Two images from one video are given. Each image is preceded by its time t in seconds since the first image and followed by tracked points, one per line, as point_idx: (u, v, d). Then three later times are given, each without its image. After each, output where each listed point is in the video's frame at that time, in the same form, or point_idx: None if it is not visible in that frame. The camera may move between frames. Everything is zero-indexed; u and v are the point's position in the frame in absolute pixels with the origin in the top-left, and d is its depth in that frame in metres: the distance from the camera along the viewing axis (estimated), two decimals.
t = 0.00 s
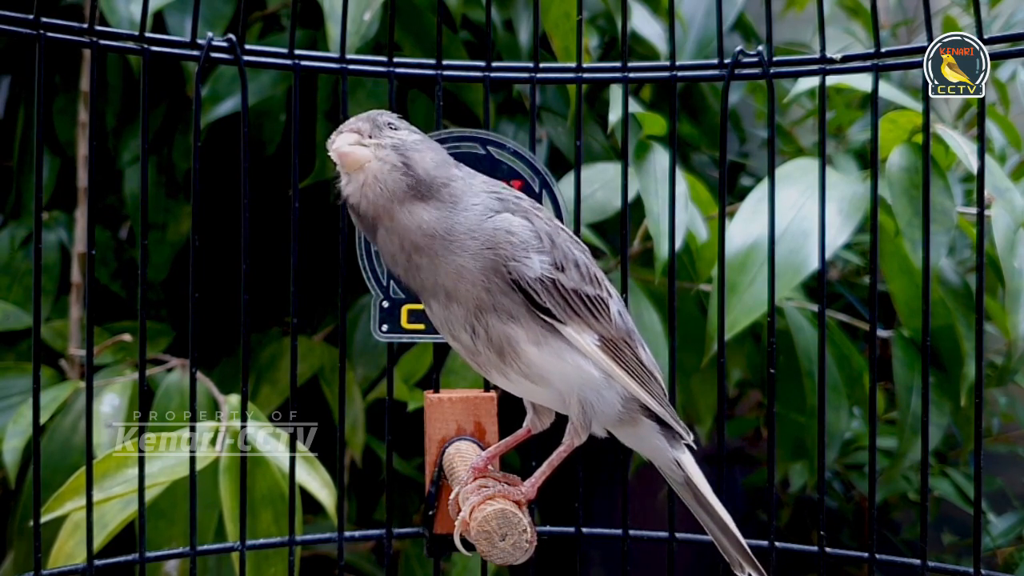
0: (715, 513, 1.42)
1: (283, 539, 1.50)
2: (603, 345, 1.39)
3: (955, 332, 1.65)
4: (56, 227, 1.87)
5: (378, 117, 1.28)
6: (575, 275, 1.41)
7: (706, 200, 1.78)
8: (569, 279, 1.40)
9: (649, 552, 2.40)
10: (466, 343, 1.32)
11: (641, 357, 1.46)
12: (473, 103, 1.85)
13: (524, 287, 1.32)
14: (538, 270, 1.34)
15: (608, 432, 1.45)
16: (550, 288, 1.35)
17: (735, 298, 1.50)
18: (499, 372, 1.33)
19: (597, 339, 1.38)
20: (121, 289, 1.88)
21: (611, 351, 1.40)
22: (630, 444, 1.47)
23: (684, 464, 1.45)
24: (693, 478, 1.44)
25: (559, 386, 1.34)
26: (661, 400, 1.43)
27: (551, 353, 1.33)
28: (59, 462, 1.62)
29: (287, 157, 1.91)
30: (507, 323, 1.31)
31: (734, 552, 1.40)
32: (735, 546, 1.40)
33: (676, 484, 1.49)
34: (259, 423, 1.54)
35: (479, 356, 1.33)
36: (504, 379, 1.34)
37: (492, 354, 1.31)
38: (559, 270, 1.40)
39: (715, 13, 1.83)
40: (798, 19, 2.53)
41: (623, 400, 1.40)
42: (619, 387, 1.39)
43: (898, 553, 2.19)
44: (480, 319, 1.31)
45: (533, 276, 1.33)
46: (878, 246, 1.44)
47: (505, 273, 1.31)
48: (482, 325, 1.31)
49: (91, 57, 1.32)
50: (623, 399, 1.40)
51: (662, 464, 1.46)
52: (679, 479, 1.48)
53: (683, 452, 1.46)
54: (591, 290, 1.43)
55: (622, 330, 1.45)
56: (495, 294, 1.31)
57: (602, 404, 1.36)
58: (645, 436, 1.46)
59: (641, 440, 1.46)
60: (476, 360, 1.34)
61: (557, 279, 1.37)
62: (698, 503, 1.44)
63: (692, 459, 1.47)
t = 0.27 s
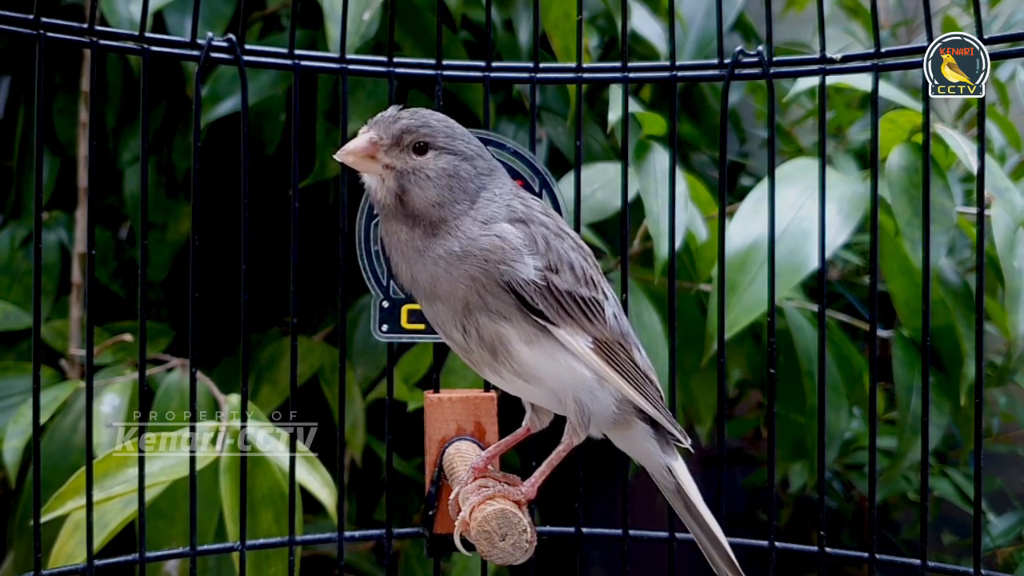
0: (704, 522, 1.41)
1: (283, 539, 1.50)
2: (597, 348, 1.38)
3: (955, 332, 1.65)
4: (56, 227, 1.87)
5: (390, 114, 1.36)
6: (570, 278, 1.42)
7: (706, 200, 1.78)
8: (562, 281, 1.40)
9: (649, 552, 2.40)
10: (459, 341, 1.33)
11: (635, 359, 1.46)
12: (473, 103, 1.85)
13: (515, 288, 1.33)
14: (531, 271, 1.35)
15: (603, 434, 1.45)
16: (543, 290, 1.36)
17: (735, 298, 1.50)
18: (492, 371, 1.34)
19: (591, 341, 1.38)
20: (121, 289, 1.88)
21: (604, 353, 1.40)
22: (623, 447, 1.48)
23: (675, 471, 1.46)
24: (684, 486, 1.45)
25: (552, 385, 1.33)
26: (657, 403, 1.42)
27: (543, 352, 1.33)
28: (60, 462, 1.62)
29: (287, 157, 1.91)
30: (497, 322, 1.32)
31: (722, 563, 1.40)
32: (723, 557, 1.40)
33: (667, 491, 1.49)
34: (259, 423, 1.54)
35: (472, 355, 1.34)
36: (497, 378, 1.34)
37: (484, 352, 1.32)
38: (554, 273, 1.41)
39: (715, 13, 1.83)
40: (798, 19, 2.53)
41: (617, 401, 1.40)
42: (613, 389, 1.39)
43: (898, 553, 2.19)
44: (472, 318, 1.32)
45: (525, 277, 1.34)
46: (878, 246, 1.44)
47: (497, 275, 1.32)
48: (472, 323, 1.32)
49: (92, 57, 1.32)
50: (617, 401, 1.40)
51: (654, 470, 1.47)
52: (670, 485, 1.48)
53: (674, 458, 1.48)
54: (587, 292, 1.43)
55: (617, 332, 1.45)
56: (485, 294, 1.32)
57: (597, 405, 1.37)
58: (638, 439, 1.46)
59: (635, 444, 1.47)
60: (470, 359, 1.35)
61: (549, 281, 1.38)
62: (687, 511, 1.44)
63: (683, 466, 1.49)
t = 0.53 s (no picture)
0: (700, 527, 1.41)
1: (283, 539, 1.50)
2: (595, 349, 1.38)
3: (955, 332, 1.65)
4: (56, 227, 1.88)
5: (383, 126, 1.36)
6: (568, 280, 1.42)
7: (706, 200, 1.78)
8: (561, 283, 1.40)
9: (650, 552, 2.40)
10: (456, 341, 1.34)
11: (635, 361, 1.46)
12: (473, 104, 1.85)
13: (512, 288, 1.33)
14: (528, 274, 1.35)
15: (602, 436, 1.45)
16: (541, 291, 1.36)
17: (735, 298, 1.50)
18: (491, 371, 1.33)
19: (589, 343, 1.38)
20: (121, 289, 1.88)
21: (602, 354, 1.40)
22: (620, 448, 1.47)
23: (672, 474, 1.45)
24: (680, 489, 1.44)
25: (549, 386, 1.33)
26: (656, 405, 1.41)
27: (540, 353, 1.33)
28: (60, 462, 1.62)
29: (287, 157, 1.91)
30: (494, 321, 1.31)
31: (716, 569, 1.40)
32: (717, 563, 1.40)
33: (663, 494, 1.49)
34: (259, 423, 1.54)
35: (470, 355, 1.34)
36: (495, 378, 1.34)
37: (481, 352, 1.32)
38: (552, 275, 1.41)
39: (715, 13, 1.83)
40: (798, 19, 2.52)
41: (615, 402, 1.39)
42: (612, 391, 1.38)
43: (898, 553, 2.19)
44: (467, 318, 1.32)
45: (522, 277, 1.34)
46: (878, 246, 1.44)
47: (493, 277, 1.33)
48: (469, 323, 1.32)
49: (91, 57, 1.32)
50: (615, 402, 1.39)
51: (651, 473, 1.47)
52: (667, 489, 1.48)
53: (671, 462, 1.47)
54: (586, 294, 1.43)
55: (616, 333, 1.45)
56: (482, 294, 1.32)
57: (596, 406, 1.36)
58: (636, 441, 1.46)
59: (633, 446, 1.46)
60: (468, 358, 1.35)
61: (547, 282, 1.38)
62: (683, 515, 1.44)
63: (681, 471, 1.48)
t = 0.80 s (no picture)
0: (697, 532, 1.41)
1: (283, 539, 1.50)
2: (596, 350, 1.38)
3: (955, 332, 1.65)
4: (56, 227, 1.87)
5: (384, 121, 1.36)
6: (571, 279, 1.42)
7: (706, 200, 1.78)
8: (563, 282, 1.40)
9: (650, 552, 2.40)
10: (457, 339, 1.34)
11: (636, 362, 1.45)
12: (473, 104, 1.85)
13: (513, 287, 1.33)
14: (529, 272, 1.35)
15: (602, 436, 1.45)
16: (542, 290, 1.36)
17: (735, 298, 1.50)
18: (491, 370, 1.34)
19: (590, 343, 1.38)
20: (121, 289, 1.88)
21: (603, 355, 1.39)
22: (619, 450, 1.47)
23: (670, 477, 1.46)
24: (678, 492, 1.44)
25: (549, 386, 1.33)
26: (656, 407, 1.40)
27: (541, 352, 1.33)
28: (59, 462, 1.62)
29: (287, 158, 1.91)
30: (494, 321, 1.32)
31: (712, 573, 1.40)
32: (713, 567, 1.40)
33: (661, 497, 1.49)
34: (259, 423, 1.54)
35: (471, 353, 1.34)
36: (496, 376, 1.34)
37: (482, 350, 1.32)
38: (555, 273, 1.41)
39: (715, 13, 1.83)
40: (798, 19, 2.52)
41: (616, 403, 1.39)
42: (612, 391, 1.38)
43: (898, 553, 2.19)
44: (468, 316, 1.32)
45: (524, 277, 1.34)
46: (878, 246, 1.44)
47: (494, 275, 1.33)
48: (469, 321, 1.32)
49: (91, 57, 1.32)
50: (616, 403, 1.39)
51: (649, 475, 1.47)
52: (665, 492, 1.48)
53: (670, 464, 1.47)
54: (588, 293, 1.43)
55: (617, 334, 1.45)
56: (483, 293, 1.33)
57: (596, 406, 1.36)
58: (635, 442, 1.45)
59: (631, 448, 1.46)
60: (468, 356, 1.35)
61: (549, 280, 1.38)
62: (680, 518, 1.44)
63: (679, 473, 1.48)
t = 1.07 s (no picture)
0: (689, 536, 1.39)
1: (283, 539, 1.50)
2: (591, 351, 1.38)
3: (955, 332, 1.65)
4: (56, 227, 1.87)
5: (416, 108, 1.34)
6: (567, 280, 1.42)
7: (706, 200, 1.78)
8: (559, 283, 1.40)
9: (650, 552, 2.40)
10: (451, 334, 1.34)
11: (632, 365, 1.45)
12: (473, 104, 1.85)
13: (508, 286, 1.33)
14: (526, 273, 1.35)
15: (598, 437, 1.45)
16: (538, 291, 1.36)
17: (735, 298, 1.50)
18: (483, 366, 1.34)
19: (585, 344, 1.38)
20: (121, 289, 1.88)
21: (599, 357, 1.40)
22: (614, 450, 1.47)
23: (664, 478, 1.44)
24: (671, 494, 1.42)
25: (543, 385, 1.33)
26: (652, 410, 1.40)
27: (535, 351, 1.33)
28: (59, 462, 1.62)
29: (288, 158, 1.91)
30: (489, 318, 1.32)
31: None
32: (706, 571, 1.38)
33: (653, 499, 1.47)
34: (259, 423, 1.54)
35: (464, 349, 1.34)
36: (488, 373, 1.34)
37: (475, 347, 1.32)
38: (552, 274, 1.41)
39: (715, 13, 1.83)
40: (798, 19, 2.52)
41: (612, 404, 1.39)
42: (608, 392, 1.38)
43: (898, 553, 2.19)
44: (462, 313, 1.33)
45: (520, 276, 1.34)
46: (878, 246, 1.44)
47: (490, 274, 1.33)
48: (463, 317, 1.32)
49: (91, 57, 1.32)
50: (613, 404, 1.39)
51: (644, 477, 1.46)
52: (657, 493, 1.46)
53: (664, 466, 1.46)
54: (584, 295, 1.43)
55: (614, 336, 1.45)
56: (477, 290, 1.33)
57: (592, 407, 1.36)
58: (630, 444, 1.46)
59: (626, 448, 1.46)
60: (462, 351, 1.35)
61: (545, 281, 1.38)
62: (673, 521, 1.42)
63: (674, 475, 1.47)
